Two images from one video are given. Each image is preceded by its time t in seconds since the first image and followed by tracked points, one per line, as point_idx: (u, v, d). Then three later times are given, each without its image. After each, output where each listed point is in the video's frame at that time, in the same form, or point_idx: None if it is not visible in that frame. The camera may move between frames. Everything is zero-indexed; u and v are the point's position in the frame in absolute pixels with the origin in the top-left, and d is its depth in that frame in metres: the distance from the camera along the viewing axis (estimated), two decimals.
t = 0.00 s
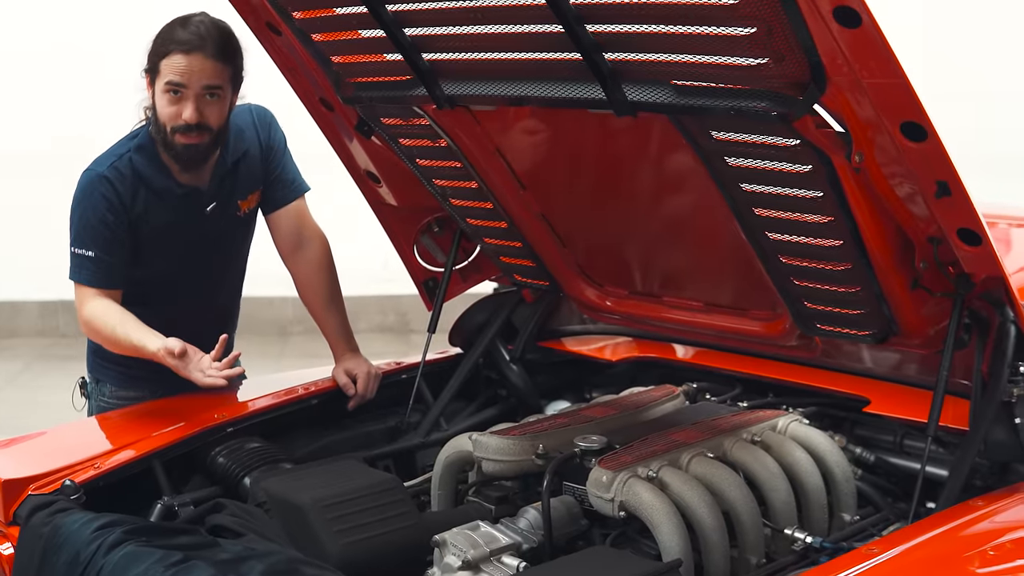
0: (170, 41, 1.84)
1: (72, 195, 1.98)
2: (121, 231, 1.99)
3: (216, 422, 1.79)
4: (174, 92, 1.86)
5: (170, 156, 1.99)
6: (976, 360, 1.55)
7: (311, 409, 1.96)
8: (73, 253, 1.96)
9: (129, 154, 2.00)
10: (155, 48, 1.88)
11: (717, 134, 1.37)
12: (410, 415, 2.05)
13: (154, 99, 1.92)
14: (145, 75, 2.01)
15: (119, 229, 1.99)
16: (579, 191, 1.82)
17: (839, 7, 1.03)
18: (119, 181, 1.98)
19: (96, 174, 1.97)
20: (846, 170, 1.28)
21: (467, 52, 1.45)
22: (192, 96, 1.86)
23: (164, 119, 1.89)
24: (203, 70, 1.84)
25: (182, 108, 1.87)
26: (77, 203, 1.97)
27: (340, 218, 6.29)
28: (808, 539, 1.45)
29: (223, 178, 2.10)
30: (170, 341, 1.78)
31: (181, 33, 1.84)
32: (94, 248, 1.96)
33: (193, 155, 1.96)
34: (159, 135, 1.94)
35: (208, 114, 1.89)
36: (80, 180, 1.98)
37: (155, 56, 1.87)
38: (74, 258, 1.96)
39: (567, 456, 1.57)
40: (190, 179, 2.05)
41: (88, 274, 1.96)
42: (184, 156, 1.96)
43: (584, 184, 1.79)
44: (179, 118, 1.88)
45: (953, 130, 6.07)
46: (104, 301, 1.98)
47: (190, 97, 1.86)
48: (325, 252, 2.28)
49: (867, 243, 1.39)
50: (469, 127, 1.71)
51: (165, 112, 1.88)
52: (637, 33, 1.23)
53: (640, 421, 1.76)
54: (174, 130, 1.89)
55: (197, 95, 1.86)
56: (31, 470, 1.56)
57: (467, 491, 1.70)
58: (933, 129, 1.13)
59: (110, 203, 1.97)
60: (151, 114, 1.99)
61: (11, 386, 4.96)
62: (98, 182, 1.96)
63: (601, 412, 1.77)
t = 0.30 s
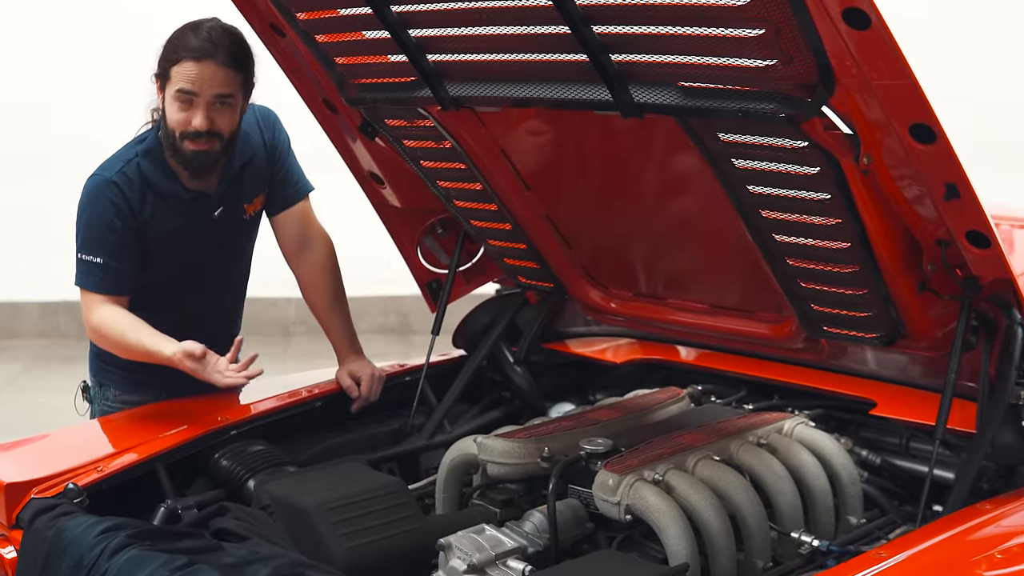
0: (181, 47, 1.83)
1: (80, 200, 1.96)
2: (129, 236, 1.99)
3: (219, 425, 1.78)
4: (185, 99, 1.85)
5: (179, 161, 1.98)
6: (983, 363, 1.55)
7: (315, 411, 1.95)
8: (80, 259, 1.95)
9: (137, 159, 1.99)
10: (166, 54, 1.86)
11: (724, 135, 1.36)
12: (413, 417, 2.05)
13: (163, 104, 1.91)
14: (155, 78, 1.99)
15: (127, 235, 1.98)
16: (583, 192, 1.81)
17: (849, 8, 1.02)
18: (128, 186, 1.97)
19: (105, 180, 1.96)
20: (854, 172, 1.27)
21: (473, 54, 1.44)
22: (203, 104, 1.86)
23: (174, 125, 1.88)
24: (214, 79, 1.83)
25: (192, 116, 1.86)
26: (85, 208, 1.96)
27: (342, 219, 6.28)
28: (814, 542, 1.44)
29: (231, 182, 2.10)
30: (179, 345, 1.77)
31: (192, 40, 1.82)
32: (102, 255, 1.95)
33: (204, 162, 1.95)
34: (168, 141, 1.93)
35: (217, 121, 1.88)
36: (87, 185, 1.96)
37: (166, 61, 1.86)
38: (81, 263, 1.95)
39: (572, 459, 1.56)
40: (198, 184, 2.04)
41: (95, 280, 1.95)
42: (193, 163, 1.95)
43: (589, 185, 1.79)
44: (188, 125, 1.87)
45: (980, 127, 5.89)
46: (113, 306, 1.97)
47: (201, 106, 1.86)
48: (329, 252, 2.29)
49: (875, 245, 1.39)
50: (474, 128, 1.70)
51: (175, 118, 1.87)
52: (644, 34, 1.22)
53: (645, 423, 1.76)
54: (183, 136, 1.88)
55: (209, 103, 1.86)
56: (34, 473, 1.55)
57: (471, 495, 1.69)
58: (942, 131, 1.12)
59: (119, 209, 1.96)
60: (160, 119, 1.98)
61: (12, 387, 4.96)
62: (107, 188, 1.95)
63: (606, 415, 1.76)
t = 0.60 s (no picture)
0: (187, 49, 1.83)
1: (84, 201, 1.96)
2: (134, 238, 1.98)
3: (223, 428, 1.78)
4: (190, 101, 1.85)
5: (182, 163, 1.98)
6: (989, 364, 1.54)
7: (319, 413, 1.95)
8: (83, 261, 1.94)
9: (142, 160, 1.99)
10: (172, 56, 1.86)
11: (731, 138, 1.36)
12: (418, 420, 2.05)
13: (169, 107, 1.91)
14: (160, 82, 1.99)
15: (132, 237, 1.98)
16: (588, 194, 1.80)
17: (858, 11, 1.02)
18: (133, 188, 1.97)
19: (110, 182, 1.95)
20: (862, 174, 1.27)
21: (480, 56, 1.44)
22: (209, 106, 1.86)
23: (180, 128, 1.87)
24: (220, 81, 1.83)
25: (198, 118, 1.86)
26: (89, 210, 1.95)
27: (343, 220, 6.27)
28: (821, 545, 1.43)
29: (235, 184, 2.09)
30: (196, 350, 1.76)
31: (199, 43, 1.83)
32: (107, 257, 1.95)
33: (208, 164, 1.95)
34: (173, 143, 1.92)
35: (223, 123, 1.88)
36: (92, 186, 1.96)
37: (172, 64, 1.86)
38: (85, 266, 1.95)
39: (578, 461, 1.56)
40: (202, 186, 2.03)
41: (99, 282, 1.95)
42: (198, 165, 1.95)
43: (594, 187, 1.78)
44: (194, 128, 1.86)
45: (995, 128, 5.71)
46: (116, 310, 1.97)
47: (208, 108, 1.85)
48: (332, 255, 2.29)
49: (882, 248, 1.39)
50: (479, 130, 1.69)
51: (182, 121, 1.87)
52: (651, 36, 1.22)
53: (650, 426, 1.75)
54: (189, 139, 1.87)
55: (215, 105, 1.85)
56: (38, 476, 1.55)
57: (475, 498, 1.68)
58: (950, 134, 1.11)
59: (124, 211, 1.96)
60: (165, 120, 1.98)
61: (13, 389, 4.95)
62: (113, 190, 1.95)
63: (611, 417, 1.76)
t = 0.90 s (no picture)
0: (194, 50, 1.82)
1: (88, 202, 1.95)
2: (137, 239, 1.97)
3: (230, 430, 1.77)
4: (197, 102, 1.84)
5: (186, 164, 1.97)
6: (1001, 366, 1.54)
7: (326, 415, 1.94)
8: (87, 262, 1.93)
9: (145, 162, 1.98)
10: (179, 56, 1.86)
11: (742, 138, 1.35)
12: (425, 421, 2.05)
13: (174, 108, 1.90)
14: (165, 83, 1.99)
15: (135, 238, 1.97)
16: (596, 194, 1.80)
17: (872, 11, 1.01)
18: (137, 190, 1.96)
19: (114, 183, 1.94)
20: (874, 175, 1.26)
21: (488, 56, 1.43)
22: (216, 107, 1.85)
23: (187, 130, 1.87)
24: (228, 81, 1.83)
25: (205, 119, 1.85)
26: (93, 211, 1.94)
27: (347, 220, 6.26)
28: (832, 548, 1.42)
29: (239, 186, 2.09)
30: (207, 350, 1.75)
31: (206, 44, 1.82)
32: (111, 258, 1.93)
33: (212, 166, 1.94)
34: (177, 144, 1.92)
35: (228, 125, 1.87)
36: (95, 187, 1.95)
37: (178, 64, 1.86)
38: (88, 267, 1.93)
39: (587, 463, 1.56)
40: (206, 188, 2.03)
41: (104, 284, 1.93)
42: (202, 166, 1.94)
43: (601, 188, 1.77)
44: (201, 129, 1.86)
45: (1013, 128, 5.51)
46: (125, 312, 1.95)
47: (214, 109, 1.85)
48: (339, 256, 2.28)
49: (894, 249, 1.38)
50: (487, 130, 1.70)
51: (188, 122, 1.86)
52: (663, 36, 1.21)
53: (659, 428, 1.75)
54: (196, 141, 1.87)
55: (222, 107, 1.85)
56: (45, 479, 1.54)
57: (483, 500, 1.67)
58: (964, 134, 1.11)
59: (127, 211, 1.95)
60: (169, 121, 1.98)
61: (16, 391, 4.95)
62: (116, 191, 1.94)
63: (619, 419, 1.75)
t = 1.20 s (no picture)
0: (190, 45, 1.83)
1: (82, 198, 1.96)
2: (129, 236, 1.97)
3: (235, 432, 1.77)
4: (190, 97, 1.84)
5: (181, 162, 1.97)
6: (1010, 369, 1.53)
7: (331, 417, 1.94)
8: (80, 258, 1.94)
9: (140, 159, 1.99)
10: (176, 53, 1.86)
11: (752, 140, 1.35)
12: (430, 423, 2.04)
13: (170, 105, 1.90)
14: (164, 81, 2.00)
15: (128, 234, 1.97)
16: (603, 196, 1.79)
17: (884, 11, 1.01)
18: (129, 186, 1.97)
19: (106, 179, 1.95)
20: (884, 176, 1.25)
21: (494, 56, 1.43)
22: (209, 103, 1.84)
23: (180, 125, 1.87)
24: (222, 78, 1.82)
25: (198, 114, 1.85)
26: (86, 206, 1.95)
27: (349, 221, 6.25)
28: (841, 551, 1.42)
29: (236, 185, 2.08)
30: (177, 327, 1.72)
31: (202, 40, 1.82)
32: (102, 253, 1.94)
33: (206, 163, 1.94)
34: (172, 140, 1.92)
35: (220, 121, 1.86)
36: (89, 183, 1.96)
37: (174, 60, 1.86)
38: (81, 262, 1.94)
39: (595, 466, 1.54)
40: (201, 186, 2.03)
41: (96, 278, 1.93)
42: (196, 163, 1.93)
43: (607, 190, 1.77)
44: (194, 124, 1.85)
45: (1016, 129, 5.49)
46: (114, 302, 1.94)
47: (208, 104, 1.84)
48: (343, 258, 2.28)
49: (904, 251, 1.37)
50: (495, 132, 1.69)
51: (181, 118, 1.86)
52: (674, 37, 1.21)
53: (666, 430, 1.74)
54: (187, 136, 1.86)
55: (215, 102, 1.84)
56: (49, 481, 1.54)
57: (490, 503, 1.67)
58: (976, 135, 1.10)
59: (118, 207, 1.95)
60: (165, 119, 1.98)
61: (18, 391, 4.94)
62: (107, 186, 1.95)
63: (626, 422, 1.74)
